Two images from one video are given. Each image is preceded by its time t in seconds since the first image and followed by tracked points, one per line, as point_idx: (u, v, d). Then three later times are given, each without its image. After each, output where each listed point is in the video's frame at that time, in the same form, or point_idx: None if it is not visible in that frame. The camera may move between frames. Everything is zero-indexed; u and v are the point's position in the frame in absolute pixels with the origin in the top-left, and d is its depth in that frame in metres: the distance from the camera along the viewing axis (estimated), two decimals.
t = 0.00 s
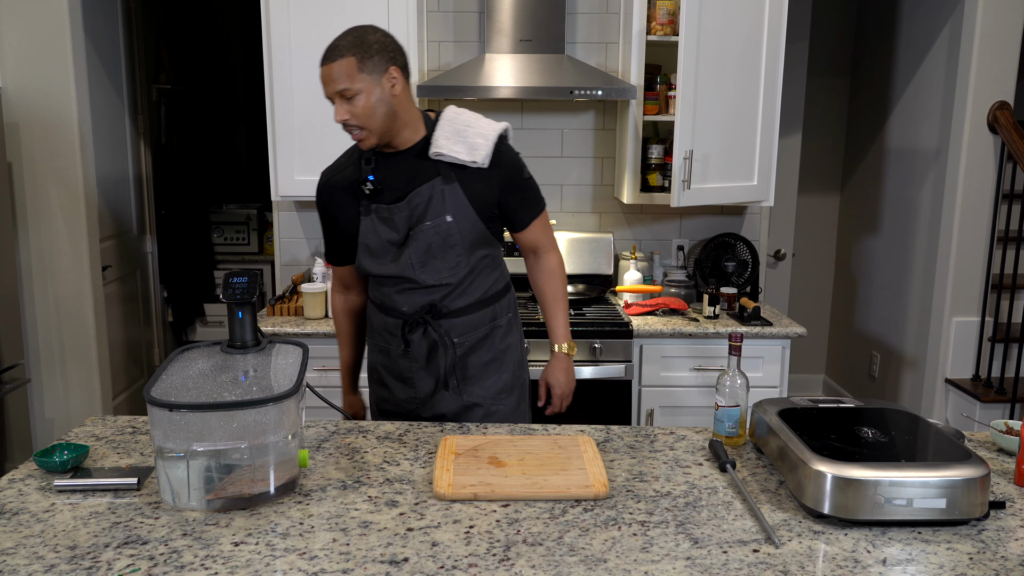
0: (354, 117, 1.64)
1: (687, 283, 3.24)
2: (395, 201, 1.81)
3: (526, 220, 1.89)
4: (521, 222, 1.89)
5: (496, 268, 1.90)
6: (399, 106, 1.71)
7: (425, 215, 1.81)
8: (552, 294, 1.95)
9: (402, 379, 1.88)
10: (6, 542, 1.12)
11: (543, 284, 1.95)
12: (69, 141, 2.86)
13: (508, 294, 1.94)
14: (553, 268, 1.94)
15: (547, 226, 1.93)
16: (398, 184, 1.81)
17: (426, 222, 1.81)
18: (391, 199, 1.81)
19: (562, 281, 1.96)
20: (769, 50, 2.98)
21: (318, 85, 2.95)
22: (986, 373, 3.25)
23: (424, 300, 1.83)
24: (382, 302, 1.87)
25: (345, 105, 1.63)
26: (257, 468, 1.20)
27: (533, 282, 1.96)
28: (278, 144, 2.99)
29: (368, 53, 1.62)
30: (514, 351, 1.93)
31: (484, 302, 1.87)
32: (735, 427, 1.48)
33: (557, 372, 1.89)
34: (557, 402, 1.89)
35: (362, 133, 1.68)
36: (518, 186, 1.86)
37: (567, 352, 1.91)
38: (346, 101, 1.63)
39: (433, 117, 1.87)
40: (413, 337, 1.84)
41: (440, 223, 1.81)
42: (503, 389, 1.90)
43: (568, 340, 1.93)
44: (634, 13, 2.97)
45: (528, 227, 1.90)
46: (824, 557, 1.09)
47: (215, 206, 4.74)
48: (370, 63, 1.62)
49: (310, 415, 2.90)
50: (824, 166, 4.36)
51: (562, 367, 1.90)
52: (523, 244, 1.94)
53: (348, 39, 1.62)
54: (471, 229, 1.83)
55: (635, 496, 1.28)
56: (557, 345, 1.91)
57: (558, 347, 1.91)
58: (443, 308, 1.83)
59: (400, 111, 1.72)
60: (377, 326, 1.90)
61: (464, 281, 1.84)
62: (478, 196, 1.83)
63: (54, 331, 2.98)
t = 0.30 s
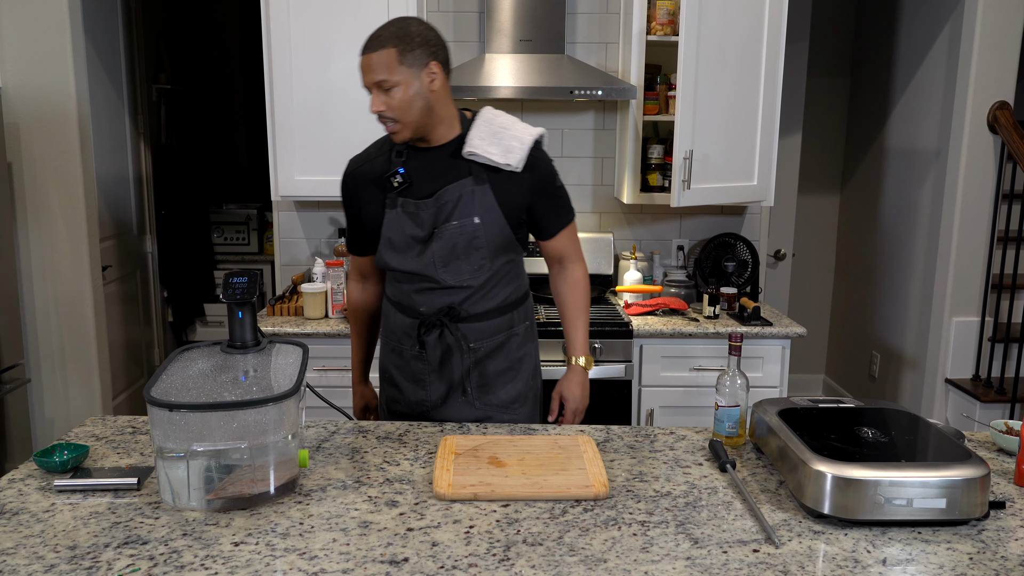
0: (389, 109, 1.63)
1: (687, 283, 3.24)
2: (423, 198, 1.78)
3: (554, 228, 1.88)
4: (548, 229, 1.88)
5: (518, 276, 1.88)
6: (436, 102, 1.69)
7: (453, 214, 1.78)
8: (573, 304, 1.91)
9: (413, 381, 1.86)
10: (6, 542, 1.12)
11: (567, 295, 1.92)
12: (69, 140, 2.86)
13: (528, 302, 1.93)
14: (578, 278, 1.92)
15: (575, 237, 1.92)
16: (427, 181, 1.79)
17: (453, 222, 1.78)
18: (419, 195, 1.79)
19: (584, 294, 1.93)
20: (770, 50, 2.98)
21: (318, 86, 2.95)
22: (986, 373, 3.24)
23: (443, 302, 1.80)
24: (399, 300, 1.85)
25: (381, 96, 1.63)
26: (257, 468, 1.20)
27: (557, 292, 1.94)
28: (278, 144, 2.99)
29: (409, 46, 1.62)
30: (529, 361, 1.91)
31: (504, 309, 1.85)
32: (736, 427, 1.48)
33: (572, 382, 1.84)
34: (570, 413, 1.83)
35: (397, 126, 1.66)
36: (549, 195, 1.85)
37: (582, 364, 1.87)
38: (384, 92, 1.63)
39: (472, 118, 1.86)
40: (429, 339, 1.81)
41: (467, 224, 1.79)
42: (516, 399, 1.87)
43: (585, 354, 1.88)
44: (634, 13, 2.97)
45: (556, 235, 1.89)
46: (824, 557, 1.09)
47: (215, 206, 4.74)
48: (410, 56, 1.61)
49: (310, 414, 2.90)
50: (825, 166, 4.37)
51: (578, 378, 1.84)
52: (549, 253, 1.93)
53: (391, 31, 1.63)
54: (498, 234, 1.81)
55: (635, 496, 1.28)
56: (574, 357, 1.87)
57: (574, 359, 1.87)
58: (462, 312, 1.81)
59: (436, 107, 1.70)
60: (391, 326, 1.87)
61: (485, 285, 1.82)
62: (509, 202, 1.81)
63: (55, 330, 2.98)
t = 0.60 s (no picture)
0: (443, 101, 1.55)
1: (687, 283, 3.24)
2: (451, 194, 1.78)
3: (581, 242, 1.88)
4: (576, 241, 1.88)
5: (536, 282, 1.87)
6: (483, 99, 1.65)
7: (480, 213, 1.78)
8: (585, 318, 1.90)
9: (423, 379, 1.86)
10: (6, 542, 1.12)
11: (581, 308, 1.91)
12: (69, 140, 2.86)
13: (545, 309, 1.92)
14: (594, 294, 1.91)
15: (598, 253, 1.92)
16: (459, 179, 1.78)
17: (480, 221, 1.78)
18: (448, 191, 1.78)
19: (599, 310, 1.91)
20: (770, 50, 2.98)
21: (318, 86, 2.96)
22: (986, 373, 3.24)
23: (460, 300, 1.80)
24: (416, 297, 1.84)
25: (437, 86, 1.54)
26: (257, 468, 1.20)
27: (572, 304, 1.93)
28: (278, 145, 2.99)
29: (467, 37, 1.56)
30: (542, 368, 1.90)
31: (520, 313, 1.84)
32: (736, 427, 1.48)
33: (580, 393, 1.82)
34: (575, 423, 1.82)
35: (448, 119, 1.58)
36: (578, 208, 1.85)
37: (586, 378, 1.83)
38: (439, 82, 1.55)
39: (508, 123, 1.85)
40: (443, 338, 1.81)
41: (493, 224, 1.78)
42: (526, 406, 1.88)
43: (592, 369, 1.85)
44: (634, 13, 2.97)
45: (582, 247, 1.89)
46: (824, 557, 1.09)
47: (215, 206, 4.74)
48: (470, 48, 1.56)
49: (310, 414, 2.90)
50: (825, 166, 4.37)
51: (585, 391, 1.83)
52: (571, 264, 1.92)
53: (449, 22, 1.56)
54: (523, 238, 1.80)
55: (635, 496, 1.28)
56: (580, 370, 1.84)
57: (580, 372, 1.84)
58: (478, 312, 1.80)
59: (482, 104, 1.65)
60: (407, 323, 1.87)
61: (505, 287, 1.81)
62: (538, 208, 1.81)
63: (55, 330, 2.98)
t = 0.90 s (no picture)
0: (509, 93, 1.62)
1: (687, 283, 3.24)
2: (478, 194, 1.77)
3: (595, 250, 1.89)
4: (592, 248, 1.89)
5: (553, 284, 1.87)
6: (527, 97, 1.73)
7: (505, 212, 1.78)
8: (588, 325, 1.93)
9: (438, 380, 1.84)
10: (6, 542, 1.12)
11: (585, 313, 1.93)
12: (69, 140, 2.86)
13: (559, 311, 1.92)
14: (599, 303, 1.93)
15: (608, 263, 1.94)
16: (486, 178, 1.78)
17: (505, 219, 1.78)
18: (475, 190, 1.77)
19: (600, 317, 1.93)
20: (770, 51, 2.98)
21: (317, 86, 2.96)
22: (986, 373, 3.24)
23: (480, 301, 1.79)
24: (432, 297, 1.82)
25: (502, 80, 1.61)
26: (257, 468, 1.20)
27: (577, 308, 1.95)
28: (278, 144, 2.99)
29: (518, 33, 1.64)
30: (558, 370, 1.91)
31: (538, 314, 1.84)
32: (736, 427, 1.48)
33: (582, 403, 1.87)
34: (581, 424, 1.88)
35: (509, 113, 1.64)
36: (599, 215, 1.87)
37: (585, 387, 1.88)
38: (503, 76, 1.61)
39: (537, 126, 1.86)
40: (462, 337, 1.79)
41: (518, 223, 1.78)
42: (542, 408, 1.89)
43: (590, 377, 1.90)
44: (634, 13, 2.97)
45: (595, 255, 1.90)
46: (824, 557, 1.09)
47: (215, 206, 4.75)
48: (523, 45, 1.64)
49: (309, 414, 2.90)
50: (825, 166, 4.37)
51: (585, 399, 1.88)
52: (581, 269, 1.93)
53: (495, 20, 1.63)
54: (546, 238, 1.81)
55: (635, 496, 1.28)
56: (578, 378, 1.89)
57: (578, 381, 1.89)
58: (498, 312, 1.80)
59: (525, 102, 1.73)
60: (421, 325, 1.84)
61: (525, 287, 1.81)
62: (562, 209, 1.81)
63: (55, 331, 2.98)
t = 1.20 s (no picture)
0: (532, 81, 1.67)
1: (687, 283, 3.25)
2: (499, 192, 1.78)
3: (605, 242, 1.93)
4: (604, 241, 1.93)
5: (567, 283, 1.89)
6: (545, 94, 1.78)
7: (524, 209, 1.78)
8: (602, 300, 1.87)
9: (454, 380, 1.85)
10: (6, 542, 1.12)
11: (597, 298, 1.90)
12: (69, 140, 2.86)
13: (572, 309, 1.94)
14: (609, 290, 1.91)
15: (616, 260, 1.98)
16: (506, 177, 1.79)
17: (524, 215, 1.78)
18: (495, 188, 1.78)
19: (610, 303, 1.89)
20: (771, 51, 2.98)
21: (317, 85, 2.96)
22: (986, 373, 3.24)
23: (497, 300, 1.81)
24: (448, 296, 1.82)
25: (524, 69, 1.66)
26: (256, 468, 1.20)
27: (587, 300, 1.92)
28: (277, 144, 2.99)
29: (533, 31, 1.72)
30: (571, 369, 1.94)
31: (553, 313, 1.86)
32: (736, 427, 1.48)
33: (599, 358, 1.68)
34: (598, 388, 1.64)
35: (532, 102, 1.68)
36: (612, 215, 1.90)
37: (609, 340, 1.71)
38: (524, 66, 1.67)
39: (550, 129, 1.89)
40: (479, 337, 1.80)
41: (536, 219, 1.78)
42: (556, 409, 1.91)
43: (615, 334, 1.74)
44: (634, 13, 2.97)
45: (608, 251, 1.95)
46: (824, 557, 1.09)
47: (215, 206, 4.75)
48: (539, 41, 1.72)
49: (310, 414, 2.90)
50: (825, 166, 4.37)
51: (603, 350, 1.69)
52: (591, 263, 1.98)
53: (511, 18, 1.71)
54: (562, 235, 1.82)
55: (635, 496, 1.28)
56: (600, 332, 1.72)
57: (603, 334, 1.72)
58: (515, 311, 1.81)
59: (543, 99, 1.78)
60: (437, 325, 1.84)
61: (541, 285, 1.83)
62: (579, 208, 1.83)
63: (55, 330, 2.98)
